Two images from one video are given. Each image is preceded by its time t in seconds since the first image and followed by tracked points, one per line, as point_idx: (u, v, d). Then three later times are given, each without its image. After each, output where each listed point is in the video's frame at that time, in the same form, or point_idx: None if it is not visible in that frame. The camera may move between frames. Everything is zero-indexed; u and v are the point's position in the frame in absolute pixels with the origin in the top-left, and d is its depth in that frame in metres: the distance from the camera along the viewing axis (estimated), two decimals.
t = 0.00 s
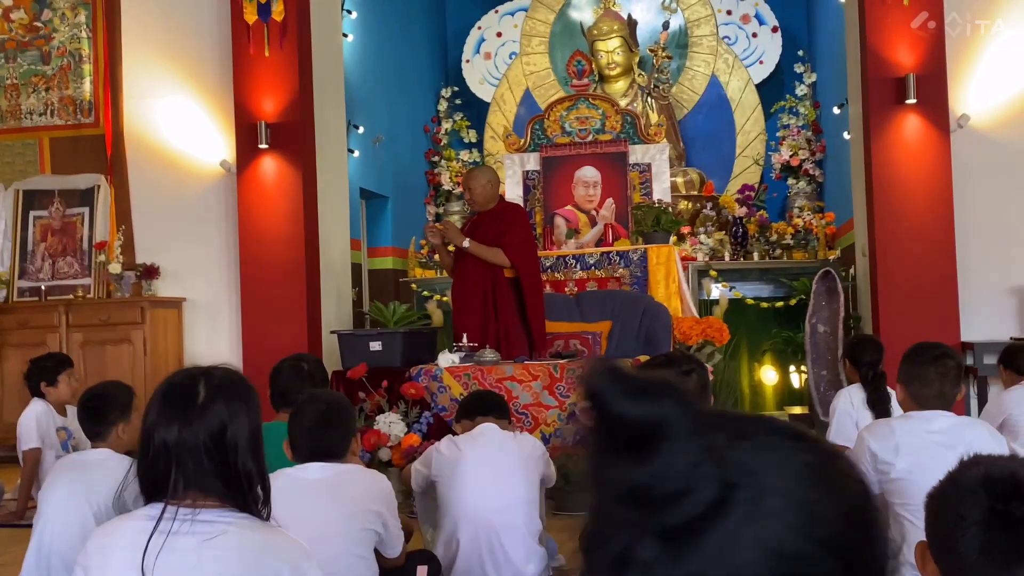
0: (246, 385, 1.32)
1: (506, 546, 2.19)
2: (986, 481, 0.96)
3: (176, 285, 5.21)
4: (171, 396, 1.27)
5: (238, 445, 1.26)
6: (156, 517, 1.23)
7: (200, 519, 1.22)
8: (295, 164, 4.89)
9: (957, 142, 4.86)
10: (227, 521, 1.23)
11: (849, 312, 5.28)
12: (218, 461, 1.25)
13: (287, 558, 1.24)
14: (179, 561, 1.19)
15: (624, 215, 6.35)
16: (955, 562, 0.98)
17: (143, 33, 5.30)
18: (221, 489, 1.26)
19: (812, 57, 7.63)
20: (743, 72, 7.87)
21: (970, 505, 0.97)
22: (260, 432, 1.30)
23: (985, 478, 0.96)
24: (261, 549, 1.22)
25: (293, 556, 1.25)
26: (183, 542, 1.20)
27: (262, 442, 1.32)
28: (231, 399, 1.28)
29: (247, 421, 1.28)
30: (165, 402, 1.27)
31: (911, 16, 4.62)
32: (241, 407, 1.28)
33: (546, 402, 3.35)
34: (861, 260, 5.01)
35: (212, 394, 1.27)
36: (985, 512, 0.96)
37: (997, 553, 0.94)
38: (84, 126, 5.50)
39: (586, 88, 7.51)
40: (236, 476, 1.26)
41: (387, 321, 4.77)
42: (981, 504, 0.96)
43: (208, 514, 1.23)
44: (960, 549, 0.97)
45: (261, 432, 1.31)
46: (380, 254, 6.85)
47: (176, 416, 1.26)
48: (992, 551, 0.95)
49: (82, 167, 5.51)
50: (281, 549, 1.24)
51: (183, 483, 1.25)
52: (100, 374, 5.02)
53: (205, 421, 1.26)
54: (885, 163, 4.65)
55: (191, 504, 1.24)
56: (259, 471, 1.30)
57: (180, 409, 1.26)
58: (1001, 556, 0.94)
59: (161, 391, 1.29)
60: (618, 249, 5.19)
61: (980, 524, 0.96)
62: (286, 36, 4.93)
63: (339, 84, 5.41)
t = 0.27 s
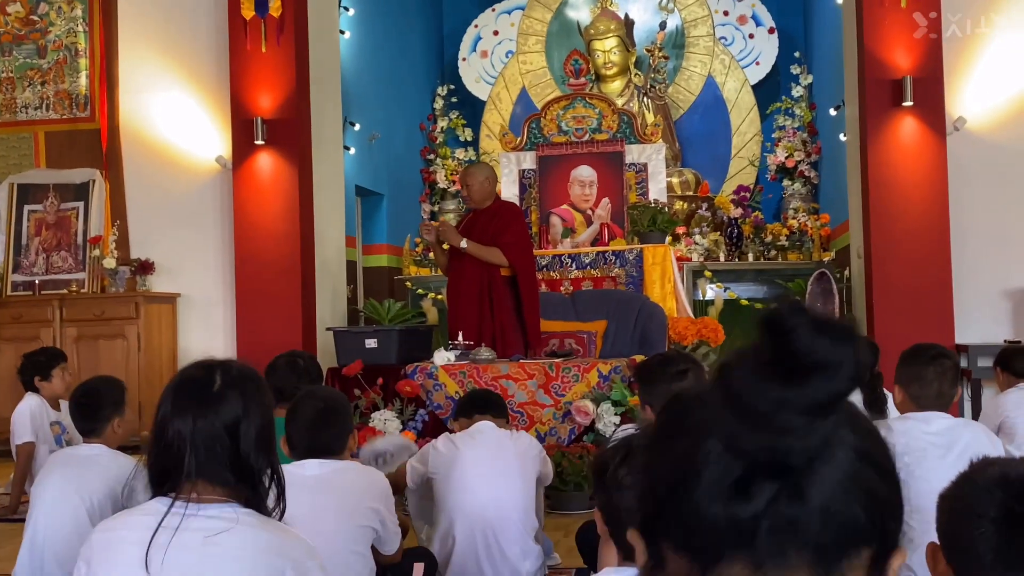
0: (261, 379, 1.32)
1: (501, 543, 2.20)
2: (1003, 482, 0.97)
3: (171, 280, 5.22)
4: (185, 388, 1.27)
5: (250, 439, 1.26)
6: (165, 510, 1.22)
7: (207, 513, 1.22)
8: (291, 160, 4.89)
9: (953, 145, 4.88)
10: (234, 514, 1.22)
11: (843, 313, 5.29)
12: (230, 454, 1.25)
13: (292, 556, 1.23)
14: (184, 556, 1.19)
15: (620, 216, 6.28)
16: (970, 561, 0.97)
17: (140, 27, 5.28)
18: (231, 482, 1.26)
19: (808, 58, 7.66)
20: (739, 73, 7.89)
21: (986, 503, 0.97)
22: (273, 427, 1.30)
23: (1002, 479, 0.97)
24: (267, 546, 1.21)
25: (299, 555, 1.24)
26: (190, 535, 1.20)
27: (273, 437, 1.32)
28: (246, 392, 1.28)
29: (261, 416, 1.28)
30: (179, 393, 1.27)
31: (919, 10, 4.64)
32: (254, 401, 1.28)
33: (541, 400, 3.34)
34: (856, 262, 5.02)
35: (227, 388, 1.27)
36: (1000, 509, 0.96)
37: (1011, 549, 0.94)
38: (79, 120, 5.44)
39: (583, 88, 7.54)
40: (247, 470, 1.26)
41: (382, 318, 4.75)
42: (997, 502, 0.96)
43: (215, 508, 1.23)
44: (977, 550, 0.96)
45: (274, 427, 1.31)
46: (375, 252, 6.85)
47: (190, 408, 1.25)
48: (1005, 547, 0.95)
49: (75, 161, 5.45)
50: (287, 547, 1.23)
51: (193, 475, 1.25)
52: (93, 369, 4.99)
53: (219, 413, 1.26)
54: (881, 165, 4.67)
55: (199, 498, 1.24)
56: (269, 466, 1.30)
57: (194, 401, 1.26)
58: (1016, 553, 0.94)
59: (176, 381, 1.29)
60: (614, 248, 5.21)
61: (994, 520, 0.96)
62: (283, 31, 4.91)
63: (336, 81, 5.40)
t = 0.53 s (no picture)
0: (243, 371, 1.28)
1: (495, 539, 2.20)
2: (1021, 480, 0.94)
3: (164, 274, 5.21)
4: (165, 382, 1.23)
5: (233, 431, 1.22)
6: (148, 506, 1.18)
7: (191, 508, 1.18)
8: (287, 155, 4.87)
9: (948, 146, 4.90)
10: (219, 510, 1.18)
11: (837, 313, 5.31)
12: (213, 447, 1.21)
13: (279, 552, 1.19)
14: (167, 555, 1.15)
15: (616, 214, 6.33)
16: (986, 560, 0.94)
17: (136, 20, 5.27)
18: (215, 476, 1.22)
19: (804, 59, 7.68)
20: (735, 73, 7.91)
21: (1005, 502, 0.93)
22: (256, 419, 1.26)
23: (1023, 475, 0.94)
24: (253, 543, 1.17)
25: (287, 551, 1.20)
26: (172, 533, 1.15)
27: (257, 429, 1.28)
28: (227, 384, 1.24)
29: (243, 407, 1.24)
30: (157, 388, 1.23)
31: (919, 12, 4.64)
32: (237, 392, 1.24)
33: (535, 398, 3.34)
34: (850, 262, 5.04)
35: (207, 380, 1.23)
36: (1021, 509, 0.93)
37: None
38: (73, 113, 5.46)
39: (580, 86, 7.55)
40: (231, 464, 1.22)
41: (376, 314, 4.74)
42: (1017, 500, 0.93)
43: (199, 504, 1.18)
44: (984, 539, 0.94)
45: (258, 418, 1.27)
46: (369, 249, 6.84)
47: (170, 402, 1.22)
48: None
49: (73, 155, 5.47)
50: (275, 542, 1.19)
51: (175, 470, 1.21)
52: (85, 363, 4.97)
53: (200, 406, 1.22)
54: (876, 166, 4.68)
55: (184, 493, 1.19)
56: (255, 459, 1.27)
57: (173, 395, 1.22)
58: None
59: (155, 376, 1.25)
60: (610, 247, 5.22)
61: (1016, 519, 0.93)
62: (279, 26, 4.90)
63: (332, 77, 5.39)
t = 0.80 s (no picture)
0: (235, 366, 1.27)
1: (495, 535, 2.20)
2: None
3: (162, 268, 5.22)
4: (157, 378, 1.22)
5: (225, 426, 1.21)
6: (138, 502, 1.16)
7: (183, 503, 1.16)
8: (286, 150, 4.87)
9: (948, 147, 4.90)
10: (211, 504, 1.17)
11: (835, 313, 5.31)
12: (206, 442, 1.20)
13: (271, 549, 1.16)
14: (157, 551, 1.12)
15: (615, 212, 6.33)
16: None
17: (136, 14, 5.26)
18: (208, 471, 1.21)
19: (803, 59, 7.68)
20: (735, 72, 7.91)
21: None
22: (248, 413, 1.25)
23: None
24: (245, 539, 1.14)
25: (279, 547, 1.17)
26: (163, 528, 1.13)
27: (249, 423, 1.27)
28: (219, 378, 1.23)
29: (236, 402, 1.23)
30: (148, 383, 1.22)
31: (918, 13, 4.65)
32: (229, 387, 1.23)
33: (533, 394, 3.34)
34: (848, 262, 5.05)
35: (199, 375, 1.22)
36: None
37: None
38: (73, 105, 5.42)
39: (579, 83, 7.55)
40: (223, 459, 1.21)
41: (374, 310, 4.74)
42: None
43: (191, 498, 1.17)
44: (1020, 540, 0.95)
45: (250, 413, 1.26)
46: (367, 244, 6.83)
47: (161, 397, 1.21)
48: None
49: (70, 147, 5.44)
50: (267, 539, 1.16)
51: (167, 466, 1.20)
52: (81, 356, 4.96)
53: (192, 402, 1.21)
54: (875, 166, 4.69)
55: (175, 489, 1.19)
56: (248, 453, 1.26)
57: (164, 390, 1.21)
58: None
59: (146, 371, 1.24)
60: (608, 244, 5.23)
61: None
62: (279, 20, 4.89)
63: (332, 72, 5.38)
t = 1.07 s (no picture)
0: (249, 364, 1.28)
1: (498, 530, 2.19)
2: None
3: (163, 261, 5.22)
4: (171, 374, 1.23)
5: (237, 424, 1.22)
6: (150, 496, 1.17)
7: (193, 498, 1.17)
8: (289, 144, 4.86)
9: (951, 147, 4.91)
10: (222, 500, 1.17)
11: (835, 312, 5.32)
12: (217, 438, 1.21)
13: (281, 545, 1.16)
14: (167, 543, 1.12)
15: (616, 209, 6.29)
16: None
17: (139, 7, 5.26)
18: (220, 468, 1.21)
19: (807, 57, 7.68)
20: (737, 69, 7.90)
21: None
22: (261, 411, 1.26)
23: None
24: (255, 534, 1.15)
25: (289, 544, 1.17)
26: (172, 522, 1.14)
27: (262, 421, 1.28)
28: (233, 376, 1.24)
29: (248, 400, 1.24)
30: (162, 379, 1.23)
31: (918, 13, 4.65)
32: (242, 384, 1.24)
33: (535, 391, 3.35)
34: (850, 261, 5.05)
35: (212, 372, 1.23)
36: None
37: None
38: (75, 97, 5.40)
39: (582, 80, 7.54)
40: (235, 456, 1.22)
41: (375, 305, 4.74)
42: None
43: (202, 494, 1.17)
44: None
45: (263, 411, 1.26)
46: (368, 240, 6.84)
47: (174, 393, 1.21)
48: None
49: (71, 138, 5.43)
50: (277, 535, 1.16)
51: (179, 461, 1.20)
52: (82, 349, 4.96)
53: (204, 398, 1.21)
54: (877, 165, 4.69)
55: (187, 484, 1.19)
56: (260, 451, 1.26)
57: (178, 387, 1.22)
58: None
59: (160, 367, 1.25)
60: (610, 242, 5.24)
61: None
62: (283, 14, 4.88)
63: (334, 66, 5.38)
